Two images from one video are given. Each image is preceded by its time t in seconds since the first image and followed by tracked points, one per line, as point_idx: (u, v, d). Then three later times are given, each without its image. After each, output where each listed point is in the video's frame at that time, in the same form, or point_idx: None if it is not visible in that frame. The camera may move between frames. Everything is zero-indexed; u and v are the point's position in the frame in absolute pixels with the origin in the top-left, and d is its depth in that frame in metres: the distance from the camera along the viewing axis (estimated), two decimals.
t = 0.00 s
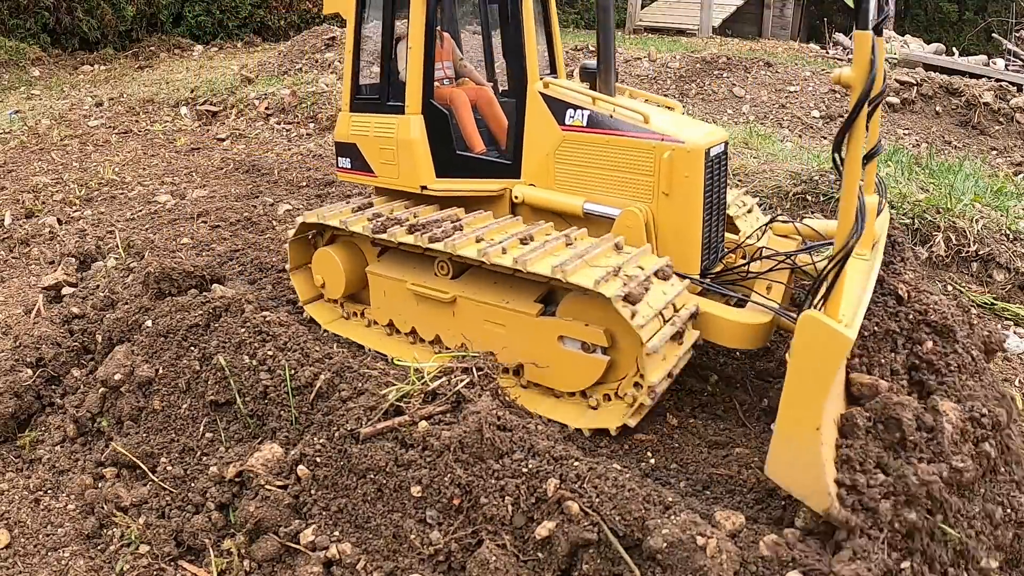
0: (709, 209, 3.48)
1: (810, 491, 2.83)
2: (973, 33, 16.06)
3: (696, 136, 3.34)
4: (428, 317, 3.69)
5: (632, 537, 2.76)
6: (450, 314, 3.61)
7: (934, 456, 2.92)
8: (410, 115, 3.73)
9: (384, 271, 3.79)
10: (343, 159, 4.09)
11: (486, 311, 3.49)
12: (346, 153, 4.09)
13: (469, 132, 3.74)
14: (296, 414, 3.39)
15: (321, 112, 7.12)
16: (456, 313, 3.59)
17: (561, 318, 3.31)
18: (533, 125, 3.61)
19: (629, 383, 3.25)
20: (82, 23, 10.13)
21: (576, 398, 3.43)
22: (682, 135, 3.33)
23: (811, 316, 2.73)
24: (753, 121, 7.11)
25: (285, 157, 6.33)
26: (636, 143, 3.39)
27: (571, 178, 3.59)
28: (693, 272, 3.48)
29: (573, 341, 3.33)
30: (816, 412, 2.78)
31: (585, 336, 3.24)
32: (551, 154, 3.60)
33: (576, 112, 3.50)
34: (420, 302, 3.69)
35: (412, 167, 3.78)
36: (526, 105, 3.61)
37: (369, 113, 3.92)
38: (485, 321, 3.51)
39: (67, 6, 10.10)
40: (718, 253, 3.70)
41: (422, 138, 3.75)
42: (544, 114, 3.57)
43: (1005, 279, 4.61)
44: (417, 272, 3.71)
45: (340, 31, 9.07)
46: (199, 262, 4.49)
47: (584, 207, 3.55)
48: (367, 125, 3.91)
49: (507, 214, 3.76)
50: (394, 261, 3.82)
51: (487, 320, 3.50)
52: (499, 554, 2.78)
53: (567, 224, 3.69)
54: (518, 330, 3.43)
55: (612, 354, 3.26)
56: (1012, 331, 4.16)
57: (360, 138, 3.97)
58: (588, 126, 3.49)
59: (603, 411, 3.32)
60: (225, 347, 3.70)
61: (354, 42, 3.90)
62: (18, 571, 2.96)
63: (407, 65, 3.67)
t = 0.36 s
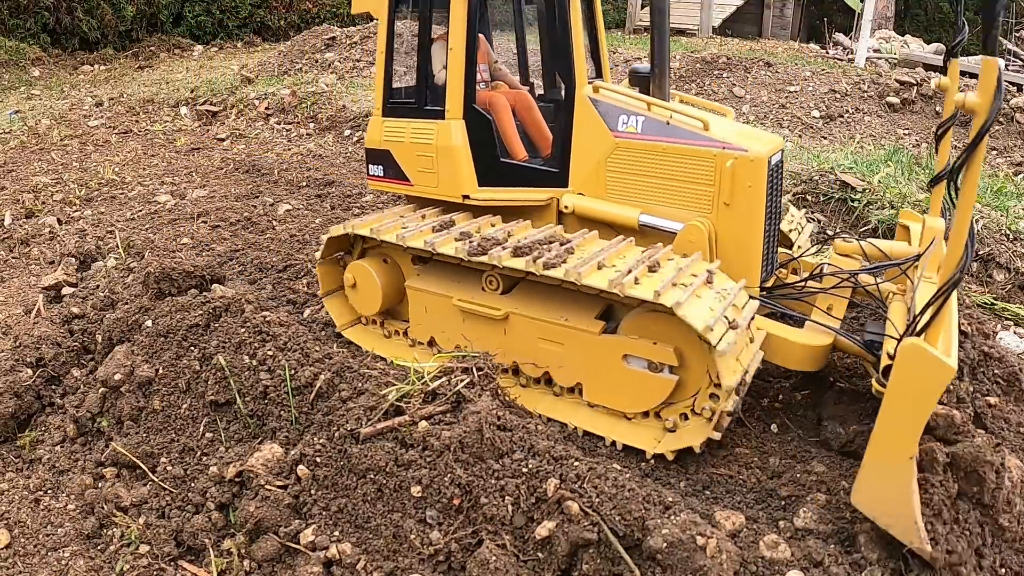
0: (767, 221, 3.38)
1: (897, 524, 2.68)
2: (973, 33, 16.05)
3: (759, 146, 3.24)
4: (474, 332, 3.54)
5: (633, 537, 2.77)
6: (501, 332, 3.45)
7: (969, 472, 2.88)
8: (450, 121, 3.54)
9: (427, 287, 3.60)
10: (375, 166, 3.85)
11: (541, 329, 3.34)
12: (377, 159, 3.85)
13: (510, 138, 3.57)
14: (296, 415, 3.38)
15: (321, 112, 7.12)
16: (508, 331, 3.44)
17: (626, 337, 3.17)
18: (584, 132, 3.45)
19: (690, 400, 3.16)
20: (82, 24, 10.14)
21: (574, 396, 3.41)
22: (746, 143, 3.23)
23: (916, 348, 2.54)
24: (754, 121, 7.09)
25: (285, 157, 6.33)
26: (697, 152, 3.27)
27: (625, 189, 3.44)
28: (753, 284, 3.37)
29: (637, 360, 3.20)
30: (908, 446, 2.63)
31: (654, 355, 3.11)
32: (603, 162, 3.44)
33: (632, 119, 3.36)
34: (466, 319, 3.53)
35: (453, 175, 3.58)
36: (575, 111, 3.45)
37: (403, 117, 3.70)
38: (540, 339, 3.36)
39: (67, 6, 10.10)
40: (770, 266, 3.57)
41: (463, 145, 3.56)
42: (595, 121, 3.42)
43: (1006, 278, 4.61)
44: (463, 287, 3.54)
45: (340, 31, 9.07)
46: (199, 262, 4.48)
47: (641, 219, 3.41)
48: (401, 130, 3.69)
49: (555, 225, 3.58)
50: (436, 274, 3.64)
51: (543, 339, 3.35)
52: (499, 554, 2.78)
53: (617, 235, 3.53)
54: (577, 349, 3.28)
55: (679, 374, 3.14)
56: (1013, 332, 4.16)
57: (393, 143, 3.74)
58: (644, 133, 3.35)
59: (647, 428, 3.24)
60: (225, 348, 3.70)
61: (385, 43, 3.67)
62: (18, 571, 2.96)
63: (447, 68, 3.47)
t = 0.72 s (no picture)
0: (825, 231, 3.34)
1: (965, 553, 2.68)
2: (973, 33, 16.04)
3: (819, 153, 3.20)
4: (524, 347, 3.44)
5: (633, 537, 2.78)
6: (554, 348, 3.35)
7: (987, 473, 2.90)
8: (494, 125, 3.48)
9: (471, 300, 3.51)
10: (409, 170, 3.79)
11: (598, 345, 3.24)
12: (411, 162, 3.79)
13: (552, 142, 3.53)
14: (296, 414, 3.38)
15: (321, 112, 7.11)
16: (562, 347, 3.33)
17: (688, 354, 3.08)
18: (636, 137, 3.42)
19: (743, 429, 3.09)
20: (82, 23, 10.14)
21: (574, 396, 3.42)
22: (807, 152, 3.19)
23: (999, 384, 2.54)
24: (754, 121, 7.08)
25: (284, 157, 6.32)
26: (753, 158, 3.24)
27: (677, 196, 3.41)
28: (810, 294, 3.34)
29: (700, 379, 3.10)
30: (990, 476, 2.61)
31: (720, 374, 3.02)
32: (654, 168, 3.41)
33: (687, 124, 3.33)
34: (516, 333, 3.43)
35: (494, 179, 3.52)
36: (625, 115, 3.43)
37: (441, 120, 3.64)
38: (594, 356, 3.27)
39: (67, 6, 10.10)
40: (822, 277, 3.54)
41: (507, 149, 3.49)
42: (647, 126, 3.39)
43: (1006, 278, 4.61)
44: (513, 300, 3.44)
45: (339, 31, 9.06)
46: (199, 262, 4.48)
47: (696, 228, 3.38)
48: (440, 133, 3.63)
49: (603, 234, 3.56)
50: (478, 287, 3.55)
51: (600, 355, 3.25)
52: (499, 554, 2.78)
53: (668, 244, 3.50)
54: (638, 367, 3.18)
55: (745, 392, 3.04)
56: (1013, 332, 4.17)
57: (431, 146, 3.68)
58: (698, 138, 3.32)
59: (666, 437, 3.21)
60: (225, 347, 3.70)
61: (423, 45, 3.64)
62: (18, 571, 2.97)
63: (490, 69, 3.43)
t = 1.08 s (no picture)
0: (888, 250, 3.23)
1: None
2: (973, 33, 16.03)
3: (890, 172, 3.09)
4: (580, 367, 3.30)
5: (633, 537, 2.78)
6: (613, 369, 3.21)
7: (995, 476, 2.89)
8: (549, 130, 3.32)
9: (523, 315, 3.37)
10: (451, 173, 3.63)
11: (661, 367, 3.10)
12: (452, 166, 3.63)
13: (604, 149, 3.41)
14: (296, 414, 3.38)
15: (321, 112, 7.11)
16: (622, 369, 3.20)
17: (759, 380, 2.95)
18: (697, 147, 3.29)
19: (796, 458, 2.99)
20: (82, 23, 10.14)
21: (573, 400, 3.40)
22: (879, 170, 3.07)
23: None
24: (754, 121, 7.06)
25: (284, 157, 6.32)
26: (822, 175, 3.12)
27: (740, 211, 3.27)
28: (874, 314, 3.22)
29: (771, 405, 2.98)
30: None
31: (793, 401, 2.89)
32: (716, 181, 3.28)
33: (754, 137, 3.19)
34: (573, 353, 3.29)
35: (545, 190, 3.38)
36: (686, 123, 3.30)
37: (487, 123, 3.48)
38: (656, 379, 3.13)
39: (67, 6, 10.09)
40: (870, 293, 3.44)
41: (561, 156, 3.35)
42: (710, 137, 3.25)
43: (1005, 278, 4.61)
44: (569, 317, 3.30)
45: (339, 30, 9.06)
46: (199, 262, 4.48)
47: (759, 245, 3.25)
48: (487, 138, 3.47)
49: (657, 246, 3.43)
50: (528, 302, 3.41)
51: (663, 378, 3.11)
52: (499, 554, 2.78)
53: (728, 260, 3.36)
54: (706, 392, 3.04)
55: (818, 421, 2.91)
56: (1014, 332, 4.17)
57: (477, 150, 3.51)
58: (764, 151, 3.19)
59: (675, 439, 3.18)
60: (225, 348, 3.69)
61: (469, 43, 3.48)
62: (18, 571, 2.97)
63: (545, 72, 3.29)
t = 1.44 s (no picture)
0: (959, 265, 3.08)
1: None
2: (972, 34, 16.04)
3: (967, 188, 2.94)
4: (645, 389, 3.18)
5: (633, 537, 2.79)
6: (686, 392, 3.09)
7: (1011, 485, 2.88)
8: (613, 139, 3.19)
9: (586, 334, 3.25)
10: (502, 180, 3.51)
11: (739, 392, 2.98)
12: (504, 172, 3.50)
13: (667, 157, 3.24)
14: (296, 414, 3.38)
15: (321, 112, 7.10)
16: (696, 392, 3.07)
17: (838, 404, 2.85)
18: (765, 158, 3.14)
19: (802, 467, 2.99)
20: (82, 24, 10.14)
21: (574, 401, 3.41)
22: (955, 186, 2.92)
23: None
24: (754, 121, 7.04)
25: (284, 157, 6.32)
26: (898, 189, 2.97)
27: (809, 225, 3.12)
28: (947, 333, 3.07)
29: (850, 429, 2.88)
30: None
31: (879, 426, 2.80)
32: (786, 193, 3.12)
33: (826, 149, 3.04)
34: (643, 375, 3.17)
35: (607, 200, 3.24)
36: (754, 133, 3.14)
37: (544, 128, 3.36)
38: (729, 403, 3.01)
39: (67, 6, 10.09)
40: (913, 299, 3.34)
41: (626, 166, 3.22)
42: (781, 148, 3.10)
43: (1005, 278, 4.60)
44: (637, 337, 3.18)
45: (339, 30, 9.06)
46: (199, 262, 4.47)
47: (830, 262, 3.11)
48: (544, 144, 3.34)
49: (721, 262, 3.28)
50: (590, 319, 3.29)
51: (741, 402, 2.99)
52: (499, 554, 2.79)
53: (795, 274, 3.22)
54: (785, 417, 2.93)
55: (898, 444, 2.83)
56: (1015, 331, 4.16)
57: (531, 156, 3.39)
58: (838, 163, 3.03)
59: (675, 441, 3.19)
60: (225, 347, 3.68)
61: (524, 41, 3.34)
62: (18, 570, 2.97)
63: (609, 77, 3.15)
